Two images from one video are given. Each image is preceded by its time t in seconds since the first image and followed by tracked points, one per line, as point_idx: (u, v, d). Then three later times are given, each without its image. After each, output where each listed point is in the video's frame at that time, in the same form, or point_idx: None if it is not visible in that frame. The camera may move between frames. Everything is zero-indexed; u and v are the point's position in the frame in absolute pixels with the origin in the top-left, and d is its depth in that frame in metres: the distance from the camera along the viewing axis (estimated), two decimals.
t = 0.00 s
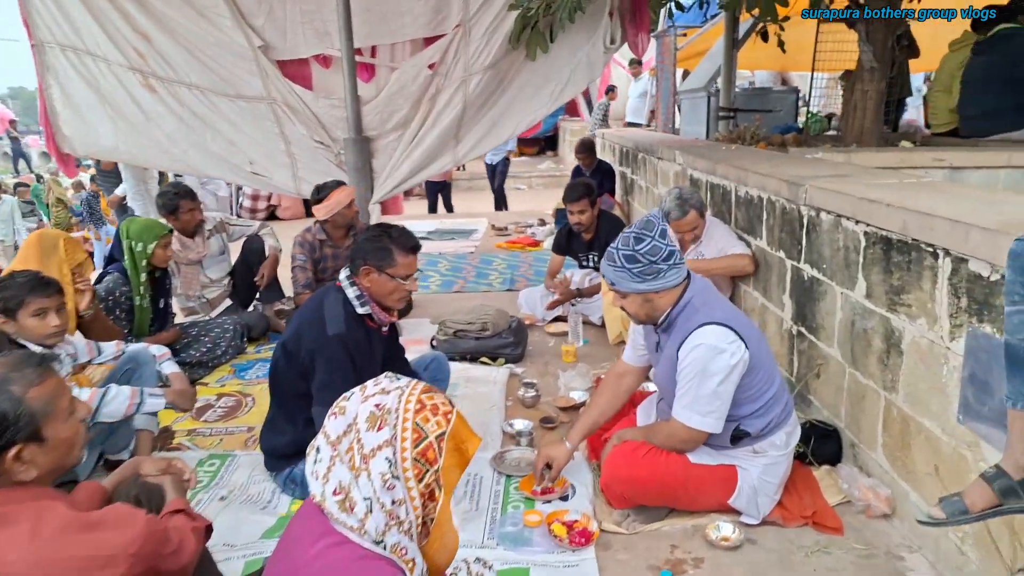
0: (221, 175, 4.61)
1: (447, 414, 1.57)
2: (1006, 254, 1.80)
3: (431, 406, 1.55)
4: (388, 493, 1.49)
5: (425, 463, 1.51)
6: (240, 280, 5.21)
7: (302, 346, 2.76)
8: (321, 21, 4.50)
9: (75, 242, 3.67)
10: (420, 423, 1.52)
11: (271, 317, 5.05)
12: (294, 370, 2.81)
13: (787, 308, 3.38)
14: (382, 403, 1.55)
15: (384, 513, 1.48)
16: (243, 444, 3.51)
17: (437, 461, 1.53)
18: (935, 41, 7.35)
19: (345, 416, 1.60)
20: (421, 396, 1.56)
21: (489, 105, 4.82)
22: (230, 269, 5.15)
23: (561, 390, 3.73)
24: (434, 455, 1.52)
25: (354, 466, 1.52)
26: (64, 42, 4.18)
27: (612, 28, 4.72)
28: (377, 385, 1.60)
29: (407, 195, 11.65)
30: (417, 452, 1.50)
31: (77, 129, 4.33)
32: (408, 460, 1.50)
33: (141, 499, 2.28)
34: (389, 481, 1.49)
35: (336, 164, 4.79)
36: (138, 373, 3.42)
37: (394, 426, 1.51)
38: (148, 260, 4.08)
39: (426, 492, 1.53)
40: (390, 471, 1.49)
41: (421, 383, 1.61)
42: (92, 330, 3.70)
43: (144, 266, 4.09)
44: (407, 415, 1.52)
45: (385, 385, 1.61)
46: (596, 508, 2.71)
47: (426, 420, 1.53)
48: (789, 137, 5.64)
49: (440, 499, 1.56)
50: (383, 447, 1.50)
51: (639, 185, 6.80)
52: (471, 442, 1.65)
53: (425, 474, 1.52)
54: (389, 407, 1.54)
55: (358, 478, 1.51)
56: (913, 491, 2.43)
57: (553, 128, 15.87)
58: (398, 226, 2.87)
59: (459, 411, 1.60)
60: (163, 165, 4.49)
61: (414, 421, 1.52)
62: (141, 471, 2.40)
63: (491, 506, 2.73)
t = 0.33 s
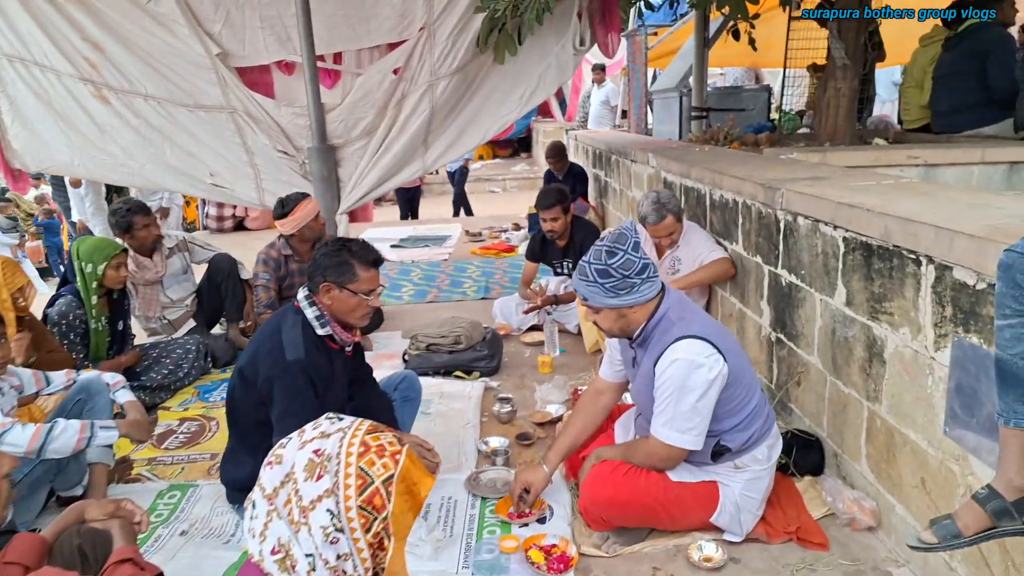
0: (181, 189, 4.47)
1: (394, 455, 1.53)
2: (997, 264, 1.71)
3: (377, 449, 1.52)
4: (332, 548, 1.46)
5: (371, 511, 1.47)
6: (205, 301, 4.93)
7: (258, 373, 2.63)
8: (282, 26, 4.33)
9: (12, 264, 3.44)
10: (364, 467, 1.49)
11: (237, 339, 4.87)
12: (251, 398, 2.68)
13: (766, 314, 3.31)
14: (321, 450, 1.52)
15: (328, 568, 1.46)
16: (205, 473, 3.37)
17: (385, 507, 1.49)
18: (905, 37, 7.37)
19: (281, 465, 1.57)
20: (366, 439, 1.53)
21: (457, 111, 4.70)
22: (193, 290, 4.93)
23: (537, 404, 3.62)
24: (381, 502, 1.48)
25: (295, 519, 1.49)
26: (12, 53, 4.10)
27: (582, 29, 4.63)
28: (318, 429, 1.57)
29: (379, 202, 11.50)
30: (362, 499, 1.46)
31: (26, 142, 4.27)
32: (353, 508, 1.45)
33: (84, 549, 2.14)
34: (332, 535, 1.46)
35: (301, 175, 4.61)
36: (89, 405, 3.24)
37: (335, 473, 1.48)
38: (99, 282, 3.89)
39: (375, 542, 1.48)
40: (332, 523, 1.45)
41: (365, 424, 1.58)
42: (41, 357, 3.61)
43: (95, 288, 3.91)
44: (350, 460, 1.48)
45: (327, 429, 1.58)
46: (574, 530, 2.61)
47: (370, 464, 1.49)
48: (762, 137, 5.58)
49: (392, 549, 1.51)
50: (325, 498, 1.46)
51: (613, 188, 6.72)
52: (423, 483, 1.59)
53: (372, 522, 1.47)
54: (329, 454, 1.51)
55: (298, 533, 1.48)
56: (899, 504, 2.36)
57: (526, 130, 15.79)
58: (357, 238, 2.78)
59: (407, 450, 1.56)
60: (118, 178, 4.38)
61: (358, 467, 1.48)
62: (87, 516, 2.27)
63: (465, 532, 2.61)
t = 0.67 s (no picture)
0: (170, 188, 4.39)
1: (352, 470, 1.36)
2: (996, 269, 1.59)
3: (332, 464, 1.35)
4: (280, 569, 1.29)
5: (324, 530, 1.30)
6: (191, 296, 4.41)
7: (228, 375, 2.40)
8: (264, 21, 4.24)
9: None
10: (318, 484, 1.32)
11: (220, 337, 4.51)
12: (221, 401, 2.45)
13: (754, 316, 3.19)
14: (273, 463, 1.35)
15: None
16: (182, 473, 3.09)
17: (340, 527, 1.32)
18: (902, 33, 7.26)
19: (230, 479, 1.39)
20: (321, 453, 1.36)
21: (443, 106, 4.57)
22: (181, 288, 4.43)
23: (518, 407, 3.49)
24: (335, 521, 1.31)
25: (240, 538, 1.33)
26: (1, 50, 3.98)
27: (568, 22, 4.50)
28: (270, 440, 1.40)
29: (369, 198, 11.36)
30: (314, 518, 1.29)
31: (16, 138, 4.15)
32: (304, 528, 1.28)
33: (40, 556, 1.89)
34: (281, 556, 1.29)
35: (286, 172, 4.49)
36: (63, 405, 2.88)
37: (286, 489, 1.31)
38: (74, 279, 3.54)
39: (327, 565, 1.32)
40: (281, 543, 1.29)
41: (322, 437, 1.41)
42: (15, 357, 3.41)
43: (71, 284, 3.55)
44: (303, 476, 1.31)
45: (279, 441, 1.41)
46: (550, 540, 2.48)
47: (325, 480, 1.32)
48: (755, 132, 5.46)
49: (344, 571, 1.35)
50: (274, 515, 1.29)
51: (603, 185, 6.60)
52: (380, 500, 1.42)
53: (325, 543, 1.30)
54: (281, 468, 1.34)
55: (246, 551, 1.31)
56: (890, 520, 2.24)
57: (520, 126, 15.65)
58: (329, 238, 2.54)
59: (366, 463, 1.40)
60: (107, 176, 4.28)
61: (311, 484, 1.31)
62: (44, 522, 2.08)
63: (437, 539, 2.46)
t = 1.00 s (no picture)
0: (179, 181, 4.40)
1: (275, 489, 1.35)
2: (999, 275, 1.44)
3: (255, 482, 1.34)
4: None
5: (238, 554, 1.29)
6: (194, 290, 4.37)
7: (199, 376, 2.35)
8: (272, 15, 4.23)
9: None
10: (237, 503, 1.30)
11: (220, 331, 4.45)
12: (194, 402, 2.40)
13: (760, 320, 3.03)
14: (191, 478, 1.34)
15: None
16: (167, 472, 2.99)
17: (257, 549, 1.31)
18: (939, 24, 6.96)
19: (146, 492, 1.35)
20: (244, 470, 1.35)
21: (451, 101, 4.44)
22: (184, 284, 4.42)
23: (513, 411, 3.38)
24: (251, 543, 1.30)
25: (148, 559, 1.29)
26: (23, 46, 4.11)
27: (578, 16, 4.36)
28: (191, 455, 1.39)
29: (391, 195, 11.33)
30: (229, 539, 1.28)
31: (38, 132, 4.28)
32: (217, 548, 1.28)
33: None
34: None
35: (295, 167, 4.44)
36: (45, 401, 2.85)
37: (201, 507, 1.30)
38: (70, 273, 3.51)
39: None
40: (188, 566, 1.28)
41: (248, 452, 1.39)
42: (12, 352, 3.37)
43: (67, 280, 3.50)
44: (220, 494, 1.31)
45: (202, 454, 1.39)
46: (531, 554, 2.37)
47: (244, 499, 1.31)
48: (777, 127, 5.25)
49: None
50: (185, 534, 1.28)
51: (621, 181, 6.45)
52: (306, 520, 1.40)
53: (238, 567, 1.29)
54: (198, 484, 1.32)
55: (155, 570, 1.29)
56: (893, 543, 2.09)
57: (546, 123, 15.50)
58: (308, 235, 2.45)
59: (292, 483, 1.38)
60: (124, 170, 4.34)
61: (230, 502, 1.30)
62: None
63: (413, 550, 2.37)
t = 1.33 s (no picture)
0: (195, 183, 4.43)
1: (234, 491, 1.32)
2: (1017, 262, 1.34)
3: (212, 484, 1.30)
4: None
5: (195, 558, 1.25)
6: (209, 292, 4.35)
7: (200, 378, 2.33)
8: (285, 15, 4.23)
9: None
10: (192, 505, 1.27)
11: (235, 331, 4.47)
12: (196, 404, 2.39)
13: (777, 315, 2.93)
14: (143, 481, 1.31)
15: None
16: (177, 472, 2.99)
17: (214, 553, 1.27)
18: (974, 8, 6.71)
19: (101, 497, 1.34)
20: (201, 471, 1.31)
21: (462, 97, 4.39)
22: (200, 285, 4.47)
23: (525, 410, 3.33)
24: (208, 547, 1.27)
25: (104, 564, 1.28)
26: (45, 52, 4.11)
27: (592, 4, 4.25)
28: (147, 457, 1.36)
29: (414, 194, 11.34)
30: (183, 543, 1.25)
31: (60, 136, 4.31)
32: (171, 553, 1.25)
33: None
34: None
35: (308, 167, 4.45)
36: (59, 402, 2.84)
37: (154, 512, 1.27)
38: (86, 277, 3.52)
39: None
40: (142, 571, 1.25)
41: (207, 453, 1.35)
42: (26, 353, 3.41)
43: (84, 284, 3.52)
44: (175, 496, 1.27)
45: (157, 457, 1.36)
46: (537, 557, 2.31)
47: (199, 501, 1.27)
48: (800, 116, 5.11)
49: None
50: (137, 539, 1.26)
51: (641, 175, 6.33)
52: (270, 523, 1.37)
53: (196, 572, 1.25)
54: (152, 487, 1.29)
55: None
56: (912, 548, 1.99)
57: (570, 119, 15.39)
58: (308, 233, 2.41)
59: (253, 485, 1.35)
60: (143, 172, 4.38)
61: (185, 504, 1.27)
62: None
63: (417, 551, 2.32)
